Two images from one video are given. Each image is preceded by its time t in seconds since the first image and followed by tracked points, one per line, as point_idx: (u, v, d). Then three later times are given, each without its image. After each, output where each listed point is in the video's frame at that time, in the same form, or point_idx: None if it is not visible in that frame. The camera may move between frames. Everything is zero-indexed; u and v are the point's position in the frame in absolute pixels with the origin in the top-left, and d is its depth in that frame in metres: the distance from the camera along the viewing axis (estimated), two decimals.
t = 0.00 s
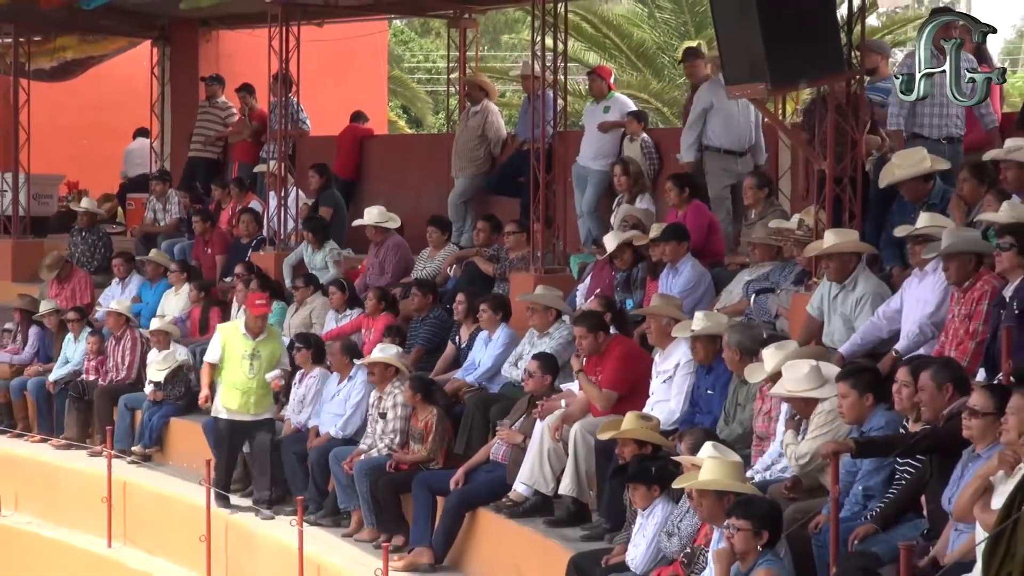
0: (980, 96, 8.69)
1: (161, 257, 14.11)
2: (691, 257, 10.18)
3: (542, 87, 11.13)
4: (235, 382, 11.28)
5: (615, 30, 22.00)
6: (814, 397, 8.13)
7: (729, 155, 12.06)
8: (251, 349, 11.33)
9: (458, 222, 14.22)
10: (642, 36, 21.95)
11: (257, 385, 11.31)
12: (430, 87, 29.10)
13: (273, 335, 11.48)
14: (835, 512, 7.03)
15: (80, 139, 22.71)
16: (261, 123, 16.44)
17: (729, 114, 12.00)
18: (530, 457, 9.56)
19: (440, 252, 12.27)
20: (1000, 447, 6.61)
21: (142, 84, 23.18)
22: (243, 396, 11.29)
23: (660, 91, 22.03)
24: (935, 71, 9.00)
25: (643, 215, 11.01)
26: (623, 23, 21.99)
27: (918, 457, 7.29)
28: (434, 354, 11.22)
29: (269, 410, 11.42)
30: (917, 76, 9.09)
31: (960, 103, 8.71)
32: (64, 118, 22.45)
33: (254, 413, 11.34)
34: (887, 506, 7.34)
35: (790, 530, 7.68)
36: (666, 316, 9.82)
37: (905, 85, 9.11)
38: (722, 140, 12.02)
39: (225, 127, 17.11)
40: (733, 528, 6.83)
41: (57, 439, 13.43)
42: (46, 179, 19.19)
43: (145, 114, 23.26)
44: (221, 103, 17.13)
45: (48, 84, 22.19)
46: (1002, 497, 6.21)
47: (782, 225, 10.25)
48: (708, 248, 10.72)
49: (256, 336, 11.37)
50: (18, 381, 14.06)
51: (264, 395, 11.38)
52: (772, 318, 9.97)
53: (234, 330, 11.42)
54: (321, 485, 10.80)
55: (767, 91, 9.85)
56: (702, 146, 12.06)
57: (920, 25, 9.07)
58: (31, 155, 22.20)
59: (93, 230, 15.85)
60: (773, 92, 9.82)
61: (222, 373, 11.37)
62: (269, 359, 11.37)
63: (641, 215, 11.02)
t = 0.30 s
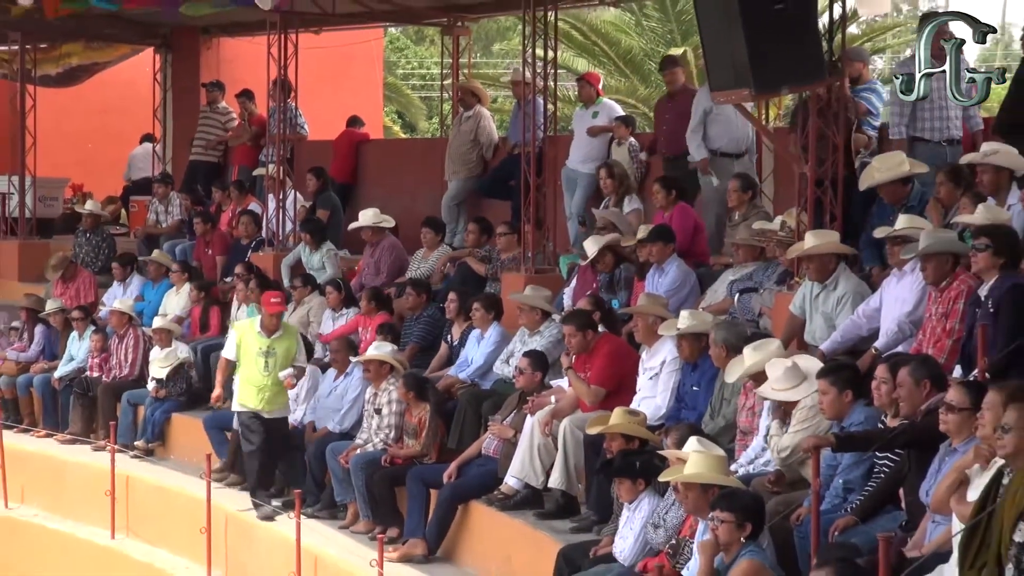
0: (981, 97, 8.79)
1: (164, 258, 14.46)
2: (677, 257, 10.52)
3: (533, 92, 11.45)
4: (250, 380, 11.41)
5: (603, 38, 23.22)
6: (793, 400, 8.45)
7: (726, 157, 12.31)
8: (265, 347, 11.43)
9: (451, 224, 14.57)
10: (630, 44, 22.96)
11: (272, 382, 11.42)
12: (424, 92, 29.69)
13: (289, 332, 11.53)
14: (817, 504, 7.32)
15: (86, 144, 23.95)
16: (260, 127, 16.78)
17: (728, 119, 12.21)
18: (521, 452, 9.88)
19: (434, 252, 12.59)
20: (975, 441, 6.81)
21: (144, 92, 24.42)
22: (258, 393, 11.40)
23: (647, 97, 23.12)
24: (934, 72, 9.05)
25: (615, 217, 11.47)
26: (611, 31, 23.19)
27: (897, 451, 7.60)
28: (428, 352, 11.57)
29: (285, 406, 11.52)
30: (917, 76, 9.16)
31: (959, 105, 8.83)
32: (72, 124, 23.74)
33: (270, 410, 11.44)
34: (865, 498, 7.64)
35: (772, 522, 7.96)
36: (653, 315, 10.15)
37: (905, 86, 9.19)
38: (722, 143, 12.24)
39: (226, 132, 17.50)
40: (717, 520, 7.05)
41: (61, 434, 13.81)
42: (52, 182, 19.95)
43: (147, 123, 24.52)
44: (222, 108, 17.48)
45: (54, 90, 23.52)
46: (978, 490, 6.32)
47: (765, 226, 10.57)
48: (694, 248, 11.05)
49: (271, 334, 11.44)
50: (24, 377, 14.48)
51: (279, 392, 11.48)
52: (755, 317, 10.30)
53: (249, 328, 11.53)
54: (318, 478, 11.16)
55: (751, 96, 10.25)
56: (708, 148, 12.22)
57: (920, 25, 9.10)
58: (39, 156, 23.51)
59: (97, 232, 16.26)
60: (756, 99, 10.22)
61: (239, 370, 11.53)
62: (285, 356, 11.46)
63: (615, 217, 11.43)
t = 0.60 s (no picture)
0: (980, 98, 9.04)
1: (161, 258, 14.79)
2: (659, 257, 10.84)
3: (519, 98, 11.78)
4: (262, 387, 11.40)
5: (587, 45, 23.58)
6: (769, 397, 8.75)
7: (723, 165, 12.50)
8: (274, 352, 11.41)
9: (440, 225, 14.94)
10: (612, 50, 23.42)
11: (283, 387, 11.42)
12: (414, 96, 30.13)
13: (297, 336, 11.55)
14: (793, 495, 7.69)
15: (87, 147, 24.34)
16: (255, 131, 17.11)
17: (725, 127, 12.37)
18: (508, 445, 10.20)
19: (423, 252, 12.93)
20: (947, 435, 7.15)
21: (143, 96, 24.86)
22: (271, 400, 11.41)
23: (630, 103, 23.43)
24: (934, 72, 9.21)
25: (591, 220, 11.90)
26: (595, 39, 23.52)
27: (872, 445, 7.95)
28: (418, 348, 11.92)
29: (298, 409, 11.55)
30: (917, 77, 9.31)
31: (961, 104, 9.00)
32: (72, 127, 24.08)
33: (285, 414, 11.46)
34: (841, 491, 7.98)
35: (752, 514, 8.27)
36: (636, 313, 10.45)
37: (906, 86, 9.32)
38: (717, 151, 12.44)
39: (222, 136, 17.85)
40: (698, 513, 7.30)
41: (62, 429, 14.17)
42: (53, 184, 20.30)
43: (146, 127, 24.95)
44: (218, 113, 17.87)
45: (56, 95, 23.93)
46: (949, 483, 6.73)
47: (744, 228, 11.01)
48: (676, 249, 11.39)
49: (278, 339, 11.44)
50: (26, 374, 14.83)
51: (291, 396, 11.49)
52: (735, 315, 10.67)
53: (256, 335, 11.49)
54: (313, 471, 11.51)
55: (731, 101, 10.46)
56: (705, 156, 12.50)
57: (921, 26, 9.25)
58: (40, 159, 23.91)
59: (97, 233, 16.59)
60: (735, 103, 10.46)
61: (251, 377, 11.50)
62: (294, 360, 11.46)
63: (590, 219, 11.91)
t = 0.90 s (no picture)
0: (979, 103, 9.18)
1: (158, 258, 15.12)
2: (640, 257, 11.17)
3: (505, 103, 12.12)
4: (272, 389, 11.41)
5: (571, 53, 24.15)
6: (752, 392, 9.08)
7: (722, 164, 13.17)
8: (289, 355, 11.45)
9: (428, 227, 15.30)
10: (596, 56, 23.80)
11: (294, 390, 11.41)
12: (403, 102, 30.59)
13: (312, 341, 11.59)
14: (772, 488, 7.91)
15: (86, 150, 24.72)
16: (248, 135, 17.45)
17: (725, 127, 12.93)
18: (494, 440, 10.52)
19: (412, 252, 13.30)
20: (920, 430, 7.46)
21: (140, 100, 25.15)
22: (280, 401, 11.40)
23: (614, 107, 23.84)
24: (933, 72, 9.28)
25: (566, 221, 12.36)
26: (579, 45, 24.03)
27: (846, 440, 8.22)
28: (407, 345, 12.26)
29: (307, 414, 11.54)
30: (916, 78, 9.39)
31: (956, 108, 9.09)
32: (72, 132, 24.43)
33: (293, 417, 11.46)
34: (817, 484, 8.22)
35: (730, 506, 8.60)
36: (618, 311, 10.74)
37: (906, 87, 9.42)
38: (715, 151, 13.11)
39: (217, 140, 18.21)
40: (679, 505, 7.46)
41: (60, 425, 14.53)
42: (52, 186, 20.62)
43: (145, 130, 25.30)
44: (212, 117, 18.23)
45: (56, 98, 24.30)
46: (922, 475, 7.01)
47: (723, 228, 11.29)
48: (657, 249, 11.74)
49: (294, 342, 11.50)
50: (25, 371, 15.17)
51: (301, 400, 11.49)
52: (714, 313, 10.99)
53: (272, 338, 11.57)
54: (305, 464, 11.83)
55: (709, 106, 10.84)
56: (699, 155, 13.23)
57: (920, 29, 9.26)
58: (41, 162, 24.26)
59: (95, 233, 16.91)
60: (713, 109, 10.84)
61: (262, 378, 11.51)
62: (308, 364, 11.48)
63: (566, 220, 12.35)
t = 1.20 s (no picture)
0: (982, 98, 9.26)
1: (153, 257, 15.46)
2: (622, 257, 11.53)
3: (490, 108, 12.50)
4: (285, 383, 11.72)
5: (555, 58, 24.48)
6: (731, 387, 9.43)
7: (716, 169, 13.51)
8: (300, 350, 11.79)
9: (415, 228, 15.70)
10: (578, 63, 24.24)
11: (306, 384, 11.75)
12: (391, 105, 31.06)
13: (322, 336, 11.94)
14: (747, 481, 8.21)
15: (85, 153, 25.08)
16: (242, 138, 17.82)
17: (717, 132, 13.22)
18: (480, 433, 10.87)
19: (400, 252, 13.75)
20: (892, 424, 7.74)
21: (136, 104, 25.52)
22: (293, 395, 11.72)
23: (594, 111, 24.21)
24: (933, 72, 9.59)
25: (542, 222, 12.72)
26: (561, 52, 24.41)
27: (820, 434, 8.54)
28: (395, 342, 12.63)
29: (318, 409, 11.87)
30: (916, 78, 9.70)
31: (961, 103, 9.19)
32: (71, 136, 24.80)
33: (306, 412, 11.77)
34: (794, 475, 8.56)
35: (708, 498, 8.87)
36: (599, 309, 11.02)
37: (906, 86, 9.75)
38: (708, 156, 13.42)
39: (211, 143, 18.58)
40: (657, 496, 7.62)
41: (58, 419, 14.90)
42: (50, 188, 20.97)
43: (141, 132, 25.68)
44: (207, 121, 18.62)
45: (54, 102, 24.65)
46: (894, 468, 7.32)
47: (701, 229, 11.68)
48: (637, 249, 12.14)
49: (305, 337, 11.84)
50: (24, 367, 15.52)
51: (313, 395, 11.82)
52: (693, 311, 11.36)
53: (282, 333, 11.87)
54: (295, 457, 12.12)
55: (688, 110, 11.17)
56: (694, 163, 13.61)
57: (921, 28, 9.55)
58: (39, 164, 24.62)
59: (92, 234, 17.25)
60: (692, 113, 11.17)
61: (273, 373, 11.83)
62: (318, 358, 11.83)
63: (543, 223, 12.68)
